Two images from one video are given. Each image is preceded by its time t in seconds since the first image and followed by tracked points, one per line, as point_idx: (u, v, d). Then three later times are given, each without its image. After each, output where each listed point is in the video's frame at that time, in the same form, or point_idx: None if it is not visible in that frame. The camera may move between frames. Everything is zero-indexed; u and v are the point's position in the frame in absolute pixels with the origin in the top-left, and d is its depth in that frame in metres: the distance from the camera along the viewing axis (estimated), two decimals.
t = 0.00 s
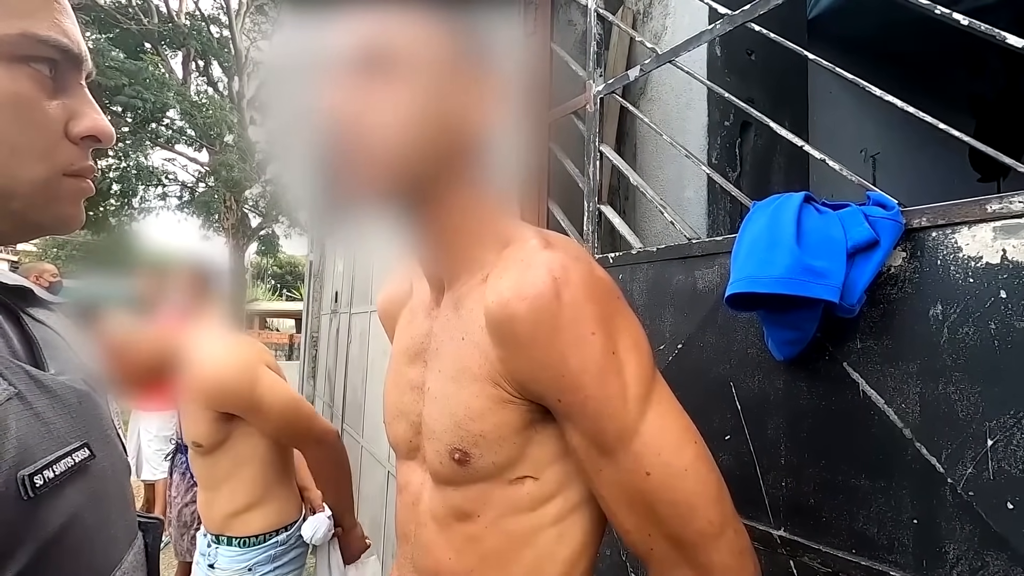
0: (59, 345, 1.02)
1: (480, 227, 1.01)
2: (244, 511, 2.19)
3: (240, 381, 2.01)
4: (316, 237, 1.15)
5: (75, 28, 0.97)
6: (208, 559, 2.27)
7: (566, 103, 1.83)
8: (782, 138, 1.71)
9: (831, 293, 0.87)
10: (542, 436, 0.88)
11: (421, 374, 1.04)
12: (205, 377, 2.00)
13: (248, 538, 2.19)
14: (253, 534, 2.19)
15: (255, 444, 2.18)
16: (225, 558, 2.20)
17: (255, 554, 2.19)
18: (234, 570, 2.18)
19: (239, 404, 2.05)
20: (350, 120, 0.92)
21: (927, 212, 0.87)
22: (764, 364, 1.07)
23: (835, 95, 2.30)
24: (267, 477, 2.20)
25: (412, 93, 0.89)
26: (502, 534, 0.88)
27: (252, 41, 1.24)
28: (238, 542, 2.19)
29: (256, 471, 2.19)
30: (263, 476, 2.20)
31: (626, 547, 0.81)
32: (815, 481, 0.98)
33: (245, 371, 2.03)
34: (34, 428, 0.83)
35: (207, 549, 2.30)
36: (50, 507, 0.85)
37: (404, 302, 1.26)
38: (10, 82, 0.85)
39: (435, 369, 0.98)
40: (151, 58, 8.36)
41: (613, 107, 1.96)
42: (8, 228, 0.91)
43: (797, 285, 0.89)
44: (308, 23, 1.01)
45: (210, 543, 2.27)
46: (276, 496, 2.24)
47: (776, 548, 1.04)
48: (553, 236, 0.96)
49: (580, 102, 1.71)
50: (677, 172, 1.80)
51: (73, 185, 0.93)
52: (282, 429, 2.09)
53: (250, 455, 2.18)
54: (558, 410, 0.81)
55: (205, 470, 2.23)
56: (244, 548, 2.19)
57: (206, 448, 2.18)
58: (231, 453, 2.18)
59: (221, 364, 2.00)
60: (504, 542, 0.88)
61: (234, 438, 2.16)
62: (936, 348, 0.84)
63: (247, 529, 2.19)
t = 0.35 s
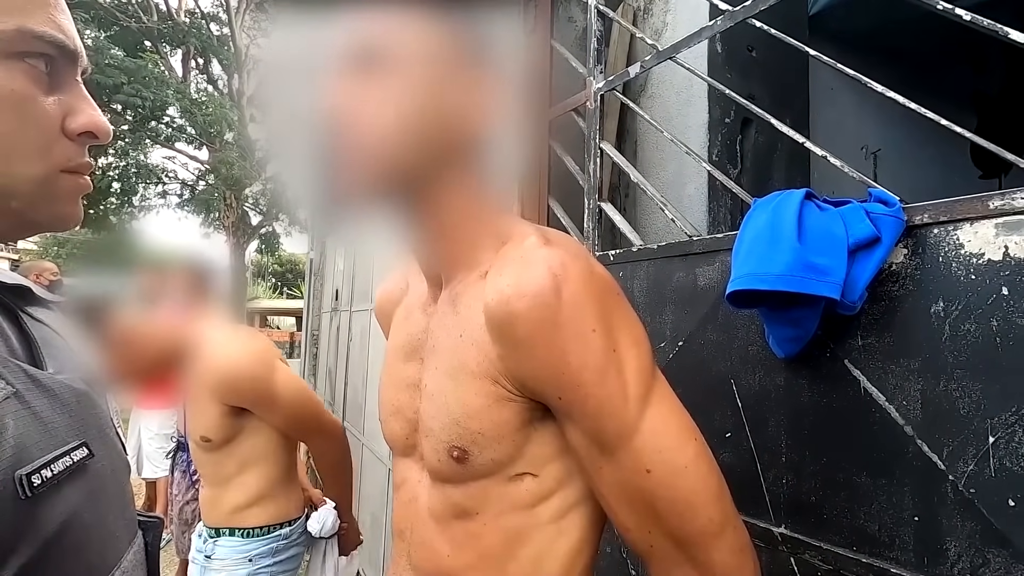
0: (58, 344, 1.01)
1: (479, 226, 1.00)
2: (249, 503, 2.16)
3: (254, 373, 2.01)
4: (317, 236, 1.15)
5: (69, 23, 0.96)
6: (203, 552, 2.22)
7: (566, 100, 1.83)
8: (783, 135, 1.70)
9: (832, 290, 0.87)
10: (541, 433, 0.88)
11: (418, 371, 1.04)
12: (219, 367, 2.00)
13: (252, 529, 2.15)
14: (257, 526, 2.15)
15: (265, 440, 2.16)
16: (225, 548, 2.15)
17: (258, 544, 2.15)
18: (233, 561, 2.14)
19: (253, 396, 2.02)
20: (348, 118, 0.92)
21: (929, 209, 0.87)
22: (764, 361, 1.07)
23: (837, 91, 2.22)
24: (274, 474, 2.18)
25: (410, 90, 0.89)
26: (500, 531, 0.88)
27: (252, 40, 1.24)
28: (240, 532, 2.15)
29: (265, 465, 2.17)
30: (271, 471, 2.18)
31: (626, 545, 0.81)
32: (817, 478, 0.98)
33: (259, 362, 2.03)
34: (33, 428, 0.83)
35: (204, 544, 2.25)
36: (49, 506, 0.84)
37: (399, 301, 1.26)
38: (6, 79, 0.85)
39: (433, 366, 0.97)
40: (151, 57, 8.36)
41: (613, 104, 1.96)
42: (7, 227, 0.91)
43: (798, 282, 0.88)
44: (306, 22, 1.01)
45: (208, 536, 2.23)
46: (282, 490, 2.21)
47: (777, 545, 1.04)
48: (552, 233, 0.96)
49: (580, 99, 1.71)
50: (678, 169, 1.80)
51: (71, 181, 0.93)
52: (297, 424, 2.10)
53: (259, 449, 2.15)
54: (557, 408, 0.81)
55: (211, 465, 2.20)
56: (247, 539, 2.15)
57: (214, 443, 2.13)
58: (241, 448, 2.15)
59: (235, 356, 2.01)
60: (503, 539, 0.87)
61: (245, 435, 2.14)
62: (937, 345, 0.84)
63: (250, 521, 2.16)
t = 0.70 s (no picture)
0: (57, 344, 1.01)
1: (476, 224, 1.01)
2: (250, 503, 2.17)
3: (278, 375, 2.06)
4: (317, 235, 1.16)
5: (68, 21, 0.96)
6: (204, 553, 2.23)
7: (568, 100, 1.83)
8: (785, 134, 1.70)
9: (835, 290, 0.87)
10: (536, 431, 0.88)
11: (413, 370, 1.04)
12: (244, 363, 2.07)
13: (248, 530, 2.16)
14: (253, 527, 2.16)
15: (276, 441, 2.17)
16: (223, 551, 2.17)
17: (254, 548, 2.16)
18: (230, 563, 2.15)
19: (275, 398, 2.06)
20: (345, 117, 0.92)
21: (932, 209, 0.86)
22: (766, 361, 1.07)
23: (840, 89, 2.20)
24: (278, 473, 2.19)
25: (406, 89, 0.89)
26: (497, 529, 0.88)
27: (252, 40, 1.24)
28: (237, 534, 2.16)
29: (270, 463, 2.18)
30: (274, 473, 2.18)
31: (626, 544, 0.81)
32: (819, 478, 0.98)
33: (283, 364, 2.09)
34: (31, 428, 0.83)
35: (203, 544, 2.27)
36: (49, 506, 0.84)
37: (394, 300, 1.27)
38: (6, 78, 0.85)
39: (430, 365, 0.97)
40: (152, 56, 8.37)
41: (615, 103, 1.95)
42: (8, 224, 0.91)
43: (800, 282, 0.88)
44: (304, 22, 1.01)
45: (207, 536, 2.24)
46: (283, 491, 2.22)
47: (779, 545, 1.04)
48: (547, 230, 0.95)
49: (582, 99, 1.70)
50: (679, 169, 1.80)
51: (72, 180, 0.93)
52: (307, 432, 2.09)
53: (269, 448, 2.17)
54: (554, 406, 0.81)
55: (219, 457, 2.21)
56: (245, 540, 2.16)
57: (223, 436, 2.17)
58: (252, 444, 2.17)
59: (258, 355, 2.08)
60: (500, 538, 0.87)
61: (257, 433, 2.16)
62: (940, 344, 0.84)
63: (249, 521, 2.17)
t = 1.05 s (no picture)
0: (52, 345, 1.01)
1: (475, 222, 1.00)
2: (237, 495, 2.13)
3: (293, 363, 2.12)
4: (316, 234, 1.16)
5: (63, 17, 0.96)
6: (189, 550, 2.18)
7: (568, 100, 1.83)
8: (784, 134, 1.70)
9: (834, 289, 0.87)
10: (537, 432, 0.88)
11: (416, 370, 1.04)
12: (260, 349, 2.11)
13: (235, 526, 2.11)
14: (240, 522, 2.11)
15: (277, 428, 2.17)
16: (209, 547, 2.12)
17: (242, 543, 2.10)
18: (217, 560, 2.10)
19: (288, 384, 2.10)
20: (342, 116, 0.91)
21: (932, 208, 0.86)
22: (766, 361, 1.07)
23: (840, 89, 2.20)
24: (270, 465, 2.16)
25: (403, 88, 0.88)
26: (496, 529, 0.88)
27: (251, 40, 1.24)
28: (223, 530, 2.11)
29: (263, 453, 2.15)
30: (268, 466, 2.16)
31: (625, 544, 0.81)
32: (818, 478, 0.98)
33: (298, 354, 2.14)
34: (25, 427, 0.83)
35: (188, 541, 2.22)
36: (43, 506, 0.84)
37: (397, 299, 1.26)
38: None
39: (431, 365, 0.97)
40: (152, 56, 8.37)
41: (614, 103, 1.95)
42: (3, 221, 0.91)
43: (799, 282, 0.88)
44: (303, 21, 1.01)
45: (192, 533, 2.20)
46: (273, 486, 2.18)
47: (778, 545, 1.04)
48: (549, 230, 0.95)
49: (582, 98, 1.70)
50: (679, 168, 1.80)
51: (68, 176, 0.93)
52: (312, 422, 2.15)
53: (267, 435, 2.15)
54: (555, 406, 0.81)
55: (216, 442, 2.18)
56: (231, 536, 2.11)
57: (226, 417, 2.15)
58: (251, 430, 2.15)
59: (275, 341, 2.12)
60: (501, 538, 0.87)
61: (259, 418, 2.15)
62: (940, 344, 0.84)
63: (235, 516, 2.12)
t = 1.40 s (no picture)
0: (49, 345, 1.01)
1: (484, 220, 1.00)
2: (233, 499, 2.13)
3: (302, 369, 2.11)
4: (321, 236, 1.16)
5: (64, 16, 0.96)
6: (187, 560, 2.18)
7: (569, 99, 1.83)
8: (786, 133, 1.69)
9: (835, 288, 0.87)
10: (546, 432, 0.88)
11: (424, 368, 1.04)
12: (272, 353, 2.11)
13: (232, 535, 2.11)
14: (235, 530, 2.11)
15: (279, 433, 2.17)
16: (206, 557, 2.11)
17: (241, 553, 2.10)
18: (215, 570, 2.09)
19: (295, 390, 2.09)
20: (346, 118, 0.92)
21: (934, 207, 0.86)
22: (768, 360, 1.07)
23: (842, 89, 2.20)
24: (263, 470, 2.16)
25: (409, 88, 0.89)
26: (504, 529, 0.88)
27: (255, 42, 1.24)
28: (221, 539, 2.11)
29: (259, 456, 2.15)
30: (266, 471, 2.16)
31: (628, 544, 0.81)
32: (819, 477, 0.98)
33: (306, 360, 2.13)
34: (23, 427, 0.83)
35: (186, 550, 2.21)
36: (40, 505, 0.84)
37: (405, 298, 1.26)
38: None
39: (440, 363, 0.97)
40: (153, 56, 8.38)
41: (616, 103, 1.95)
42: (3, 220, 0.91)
43: (801, 281, 0.88)
44: (308, 22, 1.01)
45: (190, 542, 2.19)
46: (269, 492, 2.18)
47: (779, 544, 1.04)
48: (559, 232, 0.95)
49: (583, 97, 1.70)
50: (680, 167, 1.80)
51: (68, 176, 0.93)
52: (308, 435, 2.09)
53: (268, 439, 2.15)
54: (565, 406, 0.81)
55: (218, 439, 2.18)
56: (229, 546, 2.10)
57: (231, 414, 2.15)
58: (251, 431, 2.15)
59: (287, 346, 2.13)
60: (507, 538, 0.87)
61: (260, 421, 2.15)
62: (941, 343, 0.84)
63: (231, 523, 2.12)
